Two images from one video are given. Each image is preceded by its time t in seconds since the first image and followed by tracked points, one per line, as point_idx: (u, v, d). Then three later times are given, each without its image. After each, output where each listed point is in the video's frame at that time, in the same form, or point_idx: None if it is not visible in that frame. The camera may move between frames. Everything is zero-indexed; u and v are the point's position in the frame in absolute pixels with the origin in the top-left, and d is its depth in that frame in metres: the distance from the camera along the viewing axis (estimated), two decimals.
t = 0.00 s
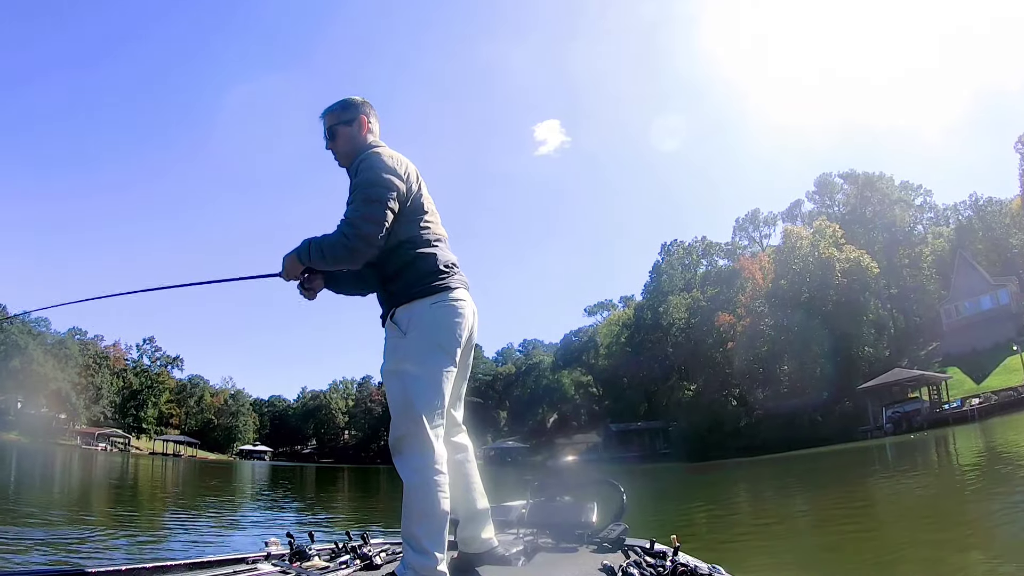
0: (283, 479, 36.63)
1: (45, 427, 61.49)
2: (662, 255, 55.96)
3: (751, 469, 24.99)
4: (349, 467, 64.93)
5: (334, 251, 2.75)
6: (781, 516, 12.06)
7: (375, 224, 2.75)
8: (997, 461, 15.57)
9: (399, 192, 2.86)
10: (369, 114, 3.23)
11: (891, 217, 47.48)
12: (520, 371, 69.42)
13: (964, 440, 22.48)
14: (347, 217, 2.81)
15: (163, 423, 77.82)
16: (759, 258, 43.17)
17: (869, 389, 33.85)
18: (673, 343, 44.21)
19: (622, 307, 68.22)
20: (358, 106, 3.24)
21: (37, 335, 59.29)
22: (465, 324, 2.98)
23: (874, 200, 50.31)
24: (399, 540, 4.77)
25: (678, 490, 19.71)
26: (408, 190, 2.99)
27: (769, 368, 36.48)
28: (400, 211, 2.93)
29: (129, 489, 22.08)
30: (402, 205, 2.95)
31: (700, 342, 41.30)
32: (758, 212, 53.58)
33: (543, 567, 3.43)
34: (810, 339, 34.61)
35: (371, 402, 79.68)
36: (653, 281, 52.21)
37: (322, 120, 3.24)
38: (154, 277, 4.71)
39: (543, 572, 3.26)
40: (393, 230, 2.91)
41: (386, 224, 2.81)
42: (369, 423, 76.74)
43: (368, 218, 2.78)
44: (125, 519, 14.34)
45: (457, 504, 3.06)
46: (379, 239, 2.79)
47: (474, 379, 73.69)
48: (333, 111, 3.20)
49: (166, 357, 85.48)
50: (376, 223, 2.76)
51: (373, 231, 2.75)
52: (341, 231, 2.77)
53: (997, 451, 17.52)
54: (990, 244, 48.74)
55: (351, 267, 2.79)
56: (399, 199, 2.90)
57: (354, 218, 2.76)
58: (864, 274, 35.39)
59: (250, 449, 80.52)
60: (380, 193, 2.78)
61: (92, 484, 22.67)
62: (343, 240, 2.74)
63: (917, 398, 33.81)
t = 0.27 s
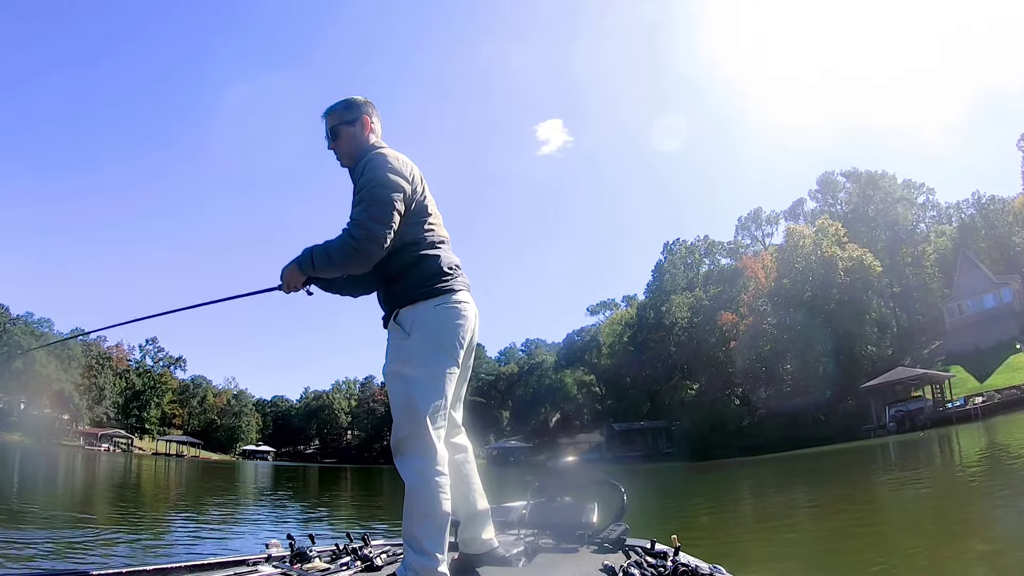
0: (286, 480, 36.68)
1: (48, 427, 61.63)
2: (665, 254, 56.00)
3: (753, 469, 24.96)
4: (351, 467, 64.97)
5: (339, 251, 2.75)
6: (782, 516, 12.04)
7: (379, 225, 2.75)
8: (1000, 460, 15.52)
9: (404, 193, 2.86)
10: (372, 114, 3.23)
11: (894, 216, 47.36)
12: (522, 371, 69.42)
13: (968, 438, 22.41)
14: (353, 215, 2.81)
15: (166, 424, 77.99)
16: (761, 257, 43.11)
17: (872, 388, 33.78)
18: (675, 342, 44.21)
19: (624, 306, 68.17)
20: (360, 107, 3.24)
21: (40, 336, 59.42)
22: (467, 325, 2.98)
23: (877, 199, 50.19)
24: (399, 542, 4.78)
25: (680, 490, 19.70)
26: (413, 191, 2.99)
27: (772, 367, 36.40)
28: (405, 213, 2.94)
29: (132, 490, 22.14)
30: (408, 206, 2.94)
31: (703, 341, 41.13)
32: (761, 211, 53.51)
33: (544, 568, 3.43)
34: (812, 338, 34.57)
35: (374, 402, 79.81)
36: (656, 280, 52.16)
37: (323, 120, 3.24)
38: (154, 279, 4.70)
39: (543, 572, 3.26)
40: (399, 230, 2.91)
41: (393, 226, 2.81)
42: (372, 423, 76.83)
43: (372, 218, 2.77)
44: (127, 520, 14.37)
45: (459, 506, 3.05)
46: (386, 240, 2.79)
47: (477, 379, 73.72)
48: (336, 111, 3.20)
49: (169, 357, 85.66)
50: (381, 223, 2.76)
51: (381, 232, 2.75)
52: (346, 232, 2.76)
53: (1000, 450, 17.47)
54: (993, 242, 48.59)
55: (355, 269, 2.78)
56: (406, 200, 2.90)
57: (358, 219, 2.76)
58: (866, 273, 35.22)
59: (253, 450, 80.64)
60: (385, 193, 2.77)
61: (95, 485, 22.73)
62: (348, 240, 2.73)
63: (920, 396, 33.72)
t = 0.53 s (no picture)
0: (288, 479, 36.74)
1: (52, 427, 61.82)
2: (667, 254, 56.03)
3: (756, 468, 24.93)
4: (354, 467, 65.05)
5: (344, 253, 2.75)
6: (784, 516, 12.02)
7: (386, 226, 2.75)
8: (1004, 460, 15.46)
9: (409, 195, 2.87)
10: (374, 115, 3.23)
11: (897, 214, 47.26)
12: (525, 370, 69.45)
13: (971, 438, 22.33)
14: (359, 216, 2.81)
15: (169, 423, 78.16)
16: (764, 256, 43.08)
17: (875, 387, 33.72)
18: (678, 341, 44.22)
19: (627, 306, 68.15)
20: (362, 107, 3.24)
21: (43, 336, 59.58)
22: (469, 326, 2.98)
23: (880, 197, 50.12)
24: (400, 543, 4.78)
25: (682, 490, 19.68)
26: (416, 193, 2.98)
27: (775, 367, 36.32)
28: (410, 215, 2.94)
29: (135, 490, 22.21)
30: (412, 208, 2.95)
31: (706, 340, 40.64)
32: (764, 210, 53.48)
33: (544, 568, 3.43)
34: (814, 338, 34.57)
35: (377, 401, 79.95)
36: (659, 279, 52.19)
37: (324, 120, 3.23)
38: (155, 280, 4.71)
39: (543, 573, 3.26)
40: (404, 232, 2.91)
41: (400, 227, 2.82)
42: (374, 423, 76.94)
43: (377, 219, 2.77)
44: (129, 520, 14.39)
45: (460, 506, 3.06)
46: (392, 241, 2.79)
47: (480, 379, 73.79)
48: (338, 111, 3.20)
49: (172, 357, 85.85)
50: (384, 225, 2.75)
51: (388, 233, 2.75)
52: (351, 233, 2.76)
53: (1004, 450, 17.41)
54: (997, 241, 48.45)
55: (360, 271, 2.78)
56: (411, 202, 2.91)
57: (361, 221, 2.76)
58: (868, 272, 35.12)
59: (256, 449, 80.80)
60: (389, 194, 2.77)
61: (97, 485, 22.78)
62: (351, 242, 2.73)
63: (923, 396, 33.63)
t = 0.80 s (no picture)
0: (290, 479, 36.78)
1: (54, 427, 61.89)
2: (670, 253, 55.99)
3: (758, 468, 24.88)
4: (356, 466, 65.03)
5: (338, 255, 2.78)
6: (786, 516, 11.98)
7: (374, 229, 2.79)
8: (1008, 459, 15.38)
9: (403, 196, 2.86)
10: (378, 116, 3.23)
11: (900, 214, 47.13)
12: (527, 370, 69.44)
13: (975, 437, 22.25)
14: (353, 218, 2.83)
15: (171, 423, 78.24)
16: (768, 254, 43.08)
17: (878, 387, 33.64)
18: (681, 341, 44.17)
19: (629, 305, 68.10)
20: (365, 108, 3.24)
21: (45, 336, 59.64)
22: (469, 325, 2.97)
23: (882, 196, 50.04)
24: (399, 541, 4.79)
25: (685, 489, 19.65)
26: (415, 196, 2.97)
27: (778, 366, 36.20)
28: (406, 217, 2.95)
29: (138, 489, 22.25)
30: (409, 209, 2.95)
31: (708, 340, 40.93)
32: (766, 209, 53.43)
33: (544, 567, 3.43)
34: (816, 339, 34.59)
35: (379, 401, 80.02)
36: (662, 279, 52.19)
37: (329, 122, 3.24)
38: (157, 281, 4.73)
39: (542, 572, 3.26)
40: (400, 234, 2.91)
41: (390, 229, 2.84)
42: (377, 423, 76.98)
43: (370, 221, 2.79)
44: (130, 520, 14.40)
45: (462, 506, 3.05)
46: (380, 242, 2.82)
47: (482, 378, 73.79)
48: (342, 113, 3.20)
49: (174, 357, 85.94)
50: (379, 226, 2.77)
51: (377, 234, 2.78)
52: (347, 236, 2.78)
53: (1007, 450, 17.37)
54: (1000, 239, 48.28)
55: (353, 272, 2.81)
56: (407, 203, 2.91)
57: (359, 223, 2.77)
58: (872, 271, 34.94)
59: (258, 449, 80.88)
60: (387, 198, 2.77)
61: (100, 484, 22.81)
62: (346, 245, 2.76)
63: (926, 395, 33.52)
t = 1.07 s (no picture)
0: (292, 479, 36.85)
1: (58, 428, 62.06)
2: (672, 253, 56.05)
3: (760, 468, 24.84)
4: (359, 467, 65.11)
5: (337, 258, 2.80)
6: (788, 516, 11.97)
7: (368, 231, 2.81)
8: (1011, 459, 15.34)
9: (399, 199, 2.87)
10: (381, 119, 3.23)
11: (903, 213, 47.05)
12: (530, 370, 69.48)
13: (978, 437, 22.20)
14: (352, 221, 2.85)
15: (174, 424, 78.40)
16: (770, 254, 43.07)
17: (881, 387, 33.58)
18: (684, 341, 44.17)
19: (632, 305, 68.07)
20: (369, 112, 3.24)
21: (48, 336, 59.79)
22: (470, 325, 2.96)
23: (885, 195, 50.01)
24: (399, 540, 4.80)
25: (687, 489, 19.64)
26: (415, 199, 2.98)
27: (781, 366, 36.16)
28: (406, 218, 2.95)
29: (141, 489, 22.31)
30: (408, 211, 2.95)
31: (711, 340, 40.98)
32: (769, 209, 53.42)
33: (544, 567, 3.43)
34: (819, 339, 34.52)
35: (382, 401, 80.10)
36: (665, 278, 52.21)
37: (333, 127, 3.25)
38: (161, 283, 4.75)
39: (543, 571, 3.25)
40: (400, 236, 2.92)
41: (386, 231, 2.85)
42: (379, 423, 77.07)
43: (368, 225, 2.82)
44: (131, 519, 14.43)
45: (466, 505, 3.04)
46: (376, 243, 2.83)
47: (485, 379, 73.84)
48: (345, 118, 3.20)
49: (177, 358, 86.10)
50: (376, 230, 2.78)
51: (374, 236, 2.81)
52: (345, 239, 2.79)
53: (1010, 449, 17.31)
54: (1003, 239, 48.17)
55: (351, 275, 2.83)
56: (405, 205, 2.91)
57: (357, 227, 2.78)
58: (874, 270, 34.83)
59: (261, 449, 81.05)
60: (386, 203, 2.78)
61: (102, 484, 22.86)
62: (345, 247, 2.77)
63: (929, 395, 33.45)
